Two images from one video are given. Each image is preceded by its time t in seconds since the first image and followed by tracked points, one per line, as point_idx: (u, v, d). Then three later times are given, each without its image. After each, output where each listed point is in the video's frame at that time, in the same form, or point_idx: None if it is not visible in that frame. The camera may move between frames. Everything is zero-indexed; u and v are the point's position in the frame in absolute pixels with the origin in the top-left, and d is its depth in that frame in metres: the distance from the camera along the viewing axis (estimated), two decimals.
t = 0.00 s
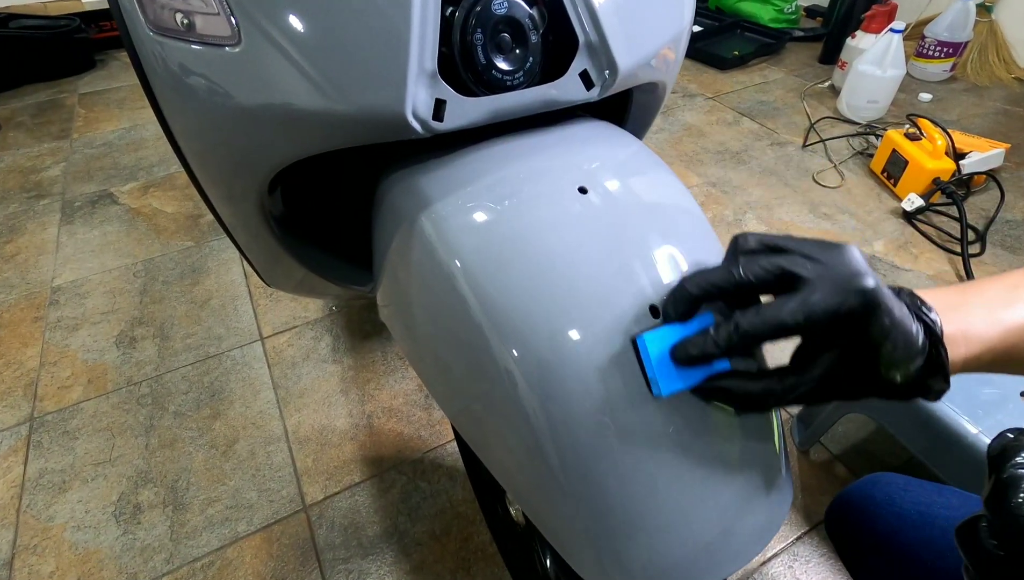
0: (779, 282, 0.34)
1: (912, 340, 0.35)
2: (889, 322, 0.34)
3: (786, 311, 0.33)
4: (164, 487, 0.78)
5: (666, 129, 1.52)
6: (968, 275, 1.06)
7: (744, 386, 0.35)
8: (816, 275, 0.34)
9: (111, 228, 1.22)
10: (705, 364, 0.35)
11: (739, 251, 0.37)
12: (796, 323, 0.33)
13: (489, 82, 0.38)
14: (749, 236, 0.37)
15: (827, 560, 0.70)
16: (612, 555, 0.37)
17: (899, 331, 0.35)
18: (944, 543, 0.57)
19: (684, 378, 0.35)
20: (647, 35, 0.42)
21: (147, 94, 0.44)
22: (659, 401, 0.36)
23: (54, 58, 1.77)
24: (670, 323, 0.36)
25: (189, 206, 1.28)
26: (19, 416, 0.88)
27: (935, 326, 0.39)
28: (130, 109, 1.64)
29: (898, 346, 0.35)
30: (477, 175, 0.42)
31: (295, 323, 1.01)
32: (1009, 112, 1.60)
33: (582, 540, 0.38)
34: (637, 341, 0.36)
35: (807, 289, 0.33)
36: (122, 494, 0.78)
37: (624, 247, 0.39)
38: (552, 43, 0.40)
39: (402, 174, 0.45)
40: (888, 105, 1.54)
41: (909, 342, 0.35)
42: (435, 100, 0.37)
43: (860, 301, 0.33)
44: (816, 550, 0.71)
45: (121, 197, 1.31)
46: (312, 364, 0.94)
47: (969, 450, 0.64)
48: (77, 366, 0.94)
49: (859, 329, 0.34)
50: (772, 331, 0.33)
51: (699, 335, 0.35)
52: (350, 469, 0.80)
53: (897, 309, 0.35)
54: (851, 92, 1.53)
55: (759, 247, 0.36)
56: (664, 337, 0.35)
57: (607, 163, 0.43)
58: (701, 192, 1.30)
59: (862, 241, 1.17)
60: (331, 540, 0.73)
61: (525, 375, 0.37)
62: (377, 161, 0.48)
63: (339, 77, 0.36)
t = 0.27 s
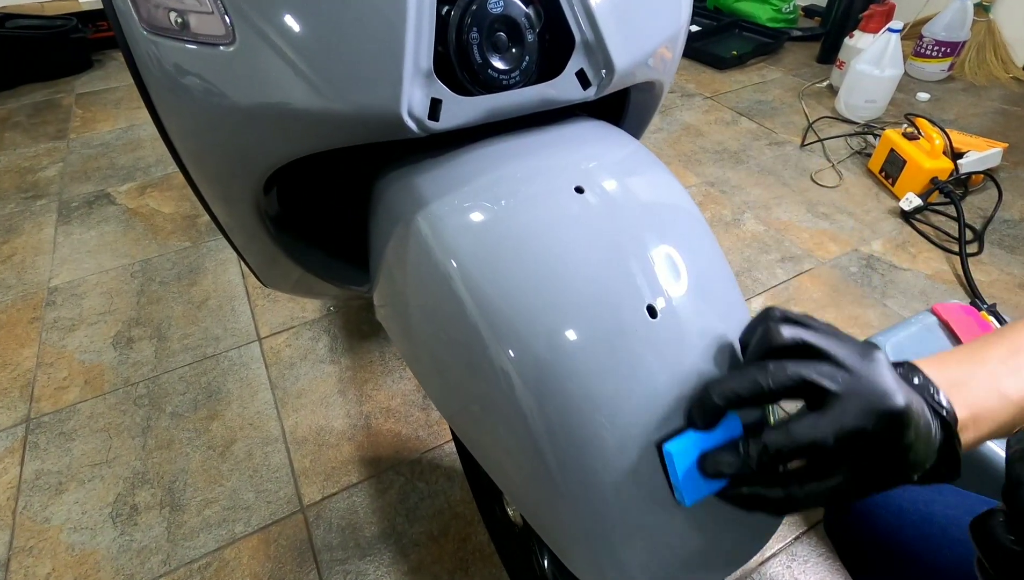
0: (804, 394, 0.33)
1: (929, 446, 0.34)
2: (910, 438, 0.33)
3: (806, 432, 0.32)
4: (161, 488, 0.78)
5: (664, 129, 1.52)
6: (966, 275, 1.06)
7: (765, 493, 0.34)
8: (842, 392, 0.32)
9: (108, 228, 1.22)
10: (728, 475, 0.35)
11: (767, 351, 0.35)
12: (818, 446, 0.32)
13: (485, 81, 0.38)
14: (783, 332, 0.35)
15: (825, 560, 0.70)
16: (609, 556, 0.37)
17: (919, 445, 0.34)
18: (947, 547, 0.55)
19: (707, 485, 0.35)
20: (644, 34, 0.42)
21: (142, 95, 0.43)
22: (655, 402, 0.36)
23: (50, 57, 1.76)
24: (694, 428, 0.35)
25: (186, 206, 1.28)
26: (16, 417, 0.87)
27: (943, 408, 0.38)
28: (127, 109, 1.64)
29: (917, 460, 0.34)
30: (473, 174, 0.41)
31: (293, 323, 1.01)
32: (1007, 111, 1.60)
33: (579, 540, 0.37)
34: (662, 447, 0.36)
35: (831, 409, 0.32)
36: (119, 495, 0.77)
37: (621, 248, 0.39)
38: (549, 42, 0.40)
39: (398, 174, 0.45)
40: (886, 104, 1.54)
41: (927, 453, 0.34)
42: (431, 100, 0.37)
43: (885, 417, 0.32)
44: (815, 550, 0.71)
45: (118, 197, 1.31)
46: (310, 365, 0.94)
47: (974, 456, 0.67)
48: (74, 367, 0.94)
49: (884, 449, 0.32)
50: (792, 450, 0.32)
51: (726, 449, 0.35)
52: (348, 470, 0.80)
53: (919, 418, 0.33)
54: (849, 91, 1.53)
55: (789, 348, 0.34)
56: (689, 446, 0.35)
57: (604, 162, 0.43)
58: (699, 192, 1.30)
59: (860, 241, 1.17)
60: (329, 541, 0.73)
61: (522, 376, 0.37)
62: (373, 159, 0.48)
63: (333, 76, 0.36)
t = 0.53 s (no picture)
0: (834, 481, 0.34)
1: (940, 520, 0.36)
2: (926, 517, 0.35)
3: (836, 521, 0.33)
4: (161, 485, 0.78)
5: (664, 126, 1.52)
6: (966, 271, 1.06)
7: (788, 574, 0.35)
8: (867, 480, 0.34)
9: (107, 225, 1.22)
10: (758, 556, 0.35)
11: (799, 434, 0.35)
12: (845, 533, 0.33)
13: (486, 71, 0.38)
14: (812, 411, 0.36)
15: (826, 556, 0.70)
16: (611, 549, 0.37)
17: (933, 526, 0.35)
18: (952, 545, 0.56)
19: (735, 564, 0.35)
20: (644, 25, 0.42)
21: (141, 88, 0.43)
22: (658, 393, 0.36)
23: (49, 55, 1.76)
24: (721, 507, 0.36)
25: (185, 204, 1.27)
26: (14, 414, 0.87)
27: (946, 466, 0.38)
28: (126, 106, 1.63)
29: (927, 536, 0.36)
30: (474, 166, 0.41)
31: (293, 320, 1.00)
32: (1007, 108, 1.60)
33: (581, 533, 0.37)
34: (690, 528, 0.36)
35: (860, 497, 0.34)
36: (119, 492, 0.77)
37: (623, 240, 0.38)
38: (550, 32, 0.40)
39: (399, 166, 0.44)
40: (886, 102, 1.54)
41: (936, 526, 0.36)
42: (431, 90, 0.37)
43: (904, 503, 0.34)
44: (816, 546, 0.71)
45: (117, 194, 1.30)
46: (309, 362, 0.93)
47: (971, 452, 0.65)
48: (73, 364, 0.94)
49: (903, 532, 0.34)
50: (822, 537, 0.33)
51: (753, 533, 0.35)
52: (348, 466, 0.80)
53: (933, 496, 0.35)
54: (849, 89, 1.53)
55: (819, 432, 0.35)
56: (719, 528, 0.35)
57: (605, 154, 0.43)
58: (699, 189, 1.30)
59: (861, 238, 1.17)
60: (329, 537, 0.73)
61: (524, 368, 0.36)
62: (374, 151, 0.48)
63: (333, 66, 0.36)
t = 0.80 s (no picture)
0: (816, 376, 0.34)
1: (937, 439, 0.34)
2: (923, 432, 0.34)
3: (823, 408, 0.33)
4: (157, 484, 0.78)
5: (662, 124, 1.52)
6: (965, 268, 1.06)
7: (776, 489, 0.33)
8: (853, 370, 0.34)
9: (103, 224, 1.21)
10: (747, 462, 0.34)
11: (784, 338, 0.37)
12: (832, 430, 0.32)
13: (479, 64, 0.37)
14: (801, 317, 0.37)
15: (823, 553, 0.70)
16: (606, 546, 0.36)
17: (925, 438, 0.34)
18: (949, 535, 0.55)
19: (724, 474, 0.34)
20: (639, 18, 0.42)
21: (133, 84, 0.43)
22: (654, 390, 0.35)
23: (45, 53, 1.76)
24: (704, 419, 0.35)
25: (182, 202, 1.27)
26: (10, 413, 0.87)
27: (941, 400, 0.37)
28: (122, 105, 1.63)
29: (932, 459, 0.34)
30: (469, 161, 0.41)
31: (290, 318, 1.00)
32: (1005, 106, 1.59)
33: (578, 531, 0.37)
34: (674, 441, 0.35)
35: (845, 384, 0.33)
36: (114, 491, 0.77)
37: (619, 235, 0.38)
38: (544, 25, 0.40)
39: (393, 161, 0.44)
40: (884, 99, 1.54)
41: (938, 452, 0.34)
42: (424, 83, 0.37)
43: (894, 406, 0.33)
44: (813, 543, 0.71)
45: (113, 193, 1.30)
46: (306, 360, 0.93)
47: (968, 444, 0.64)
48: (69, 363, 0.93)
49: (896, 437, 0.33)
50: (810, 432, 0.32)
51: (739, 438, 0.34)
52: (345, 464, 0.80)
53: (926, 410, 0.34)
54: (847, 86, 1.53)
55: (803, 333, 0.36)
56: (701, 438, 0.34)
57: (601, 149, 0.42)
58: (697, 186, 1.30)
59: (859, 235, 1.17)
60: (325, 535, 0.73)
61: (519, 364, 0.36)
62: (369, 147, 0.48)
63: (325, 59, 0.35)
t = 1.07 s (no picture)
0: (723, 169, 0.35)
1: (844, 250, 0.35)
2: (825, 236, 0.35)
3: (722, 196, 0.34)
4: (154, 486, 0.78)
5: (661, 125, 1.52)
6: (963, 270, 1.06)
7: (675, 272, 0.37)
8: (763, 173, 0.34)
9: (101, 225, 1.21)
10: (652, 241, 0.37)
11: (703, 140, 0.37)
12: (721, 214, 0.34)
13: (475, 69, 0.37)
14: (722, 119, 0.37)
15: (821, 555, 0.70)
16: (603, 551, 0.36)
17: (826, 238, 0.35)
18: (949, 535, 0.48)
19: (633, 256, 0.37)
20: (636, 22, 0.41)
21: (128, 88, 0.43)
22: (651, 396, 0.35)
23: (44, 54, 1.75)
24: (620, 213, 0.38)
25: (180, 203, 1.27)
26: (7, 415, 0.87)
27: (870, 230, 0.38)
28: (121, 106, 1.63)
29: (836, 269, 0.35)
30: (465, 165, 0.41)
31: (288, 320, 1.00)
32: (1004, 107, 1.59)
33: (574, 537, 0.37)
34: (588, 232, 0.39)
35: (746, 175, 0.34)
36: (112, 493, 0.77)
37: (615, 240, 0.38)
38: (541, 29, 0.40)
39: (390, 165, 0.44)
40: (882, 101, 1.54)
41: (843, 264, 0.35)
42: (420, 88, 0.37)
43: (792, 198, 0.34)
44: (811, 546, 0.71)
45: (112, 194, 1.30)
46: (304, 362, 0.93)
47: (964, 445, 0.64)
48: (66, 365, 0.93)
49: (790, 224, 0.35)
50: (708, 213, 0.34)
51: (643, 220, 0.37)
52: (343, 467, 0.80)
53: (836, 211, 0.35)
54: (846, 87, 1.53)
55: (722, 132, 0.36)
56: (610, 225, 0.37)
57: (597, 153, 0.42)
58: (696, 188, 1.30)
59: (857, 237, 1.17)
60: (323, 538, 0.73)
61: (514, 371, 0.36)
62: (367, 149, 0.48)
63: (321, 65, 0.35)
